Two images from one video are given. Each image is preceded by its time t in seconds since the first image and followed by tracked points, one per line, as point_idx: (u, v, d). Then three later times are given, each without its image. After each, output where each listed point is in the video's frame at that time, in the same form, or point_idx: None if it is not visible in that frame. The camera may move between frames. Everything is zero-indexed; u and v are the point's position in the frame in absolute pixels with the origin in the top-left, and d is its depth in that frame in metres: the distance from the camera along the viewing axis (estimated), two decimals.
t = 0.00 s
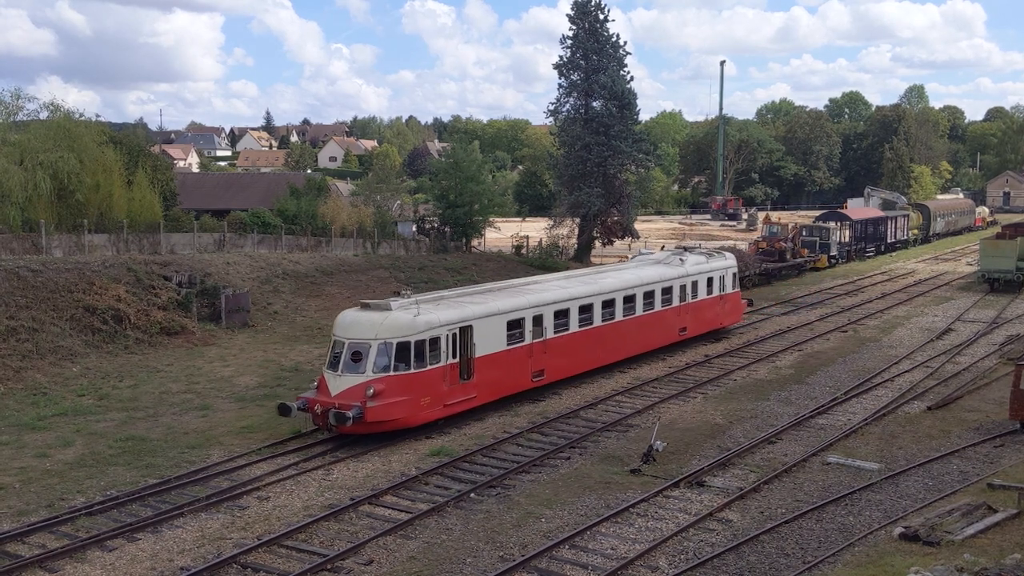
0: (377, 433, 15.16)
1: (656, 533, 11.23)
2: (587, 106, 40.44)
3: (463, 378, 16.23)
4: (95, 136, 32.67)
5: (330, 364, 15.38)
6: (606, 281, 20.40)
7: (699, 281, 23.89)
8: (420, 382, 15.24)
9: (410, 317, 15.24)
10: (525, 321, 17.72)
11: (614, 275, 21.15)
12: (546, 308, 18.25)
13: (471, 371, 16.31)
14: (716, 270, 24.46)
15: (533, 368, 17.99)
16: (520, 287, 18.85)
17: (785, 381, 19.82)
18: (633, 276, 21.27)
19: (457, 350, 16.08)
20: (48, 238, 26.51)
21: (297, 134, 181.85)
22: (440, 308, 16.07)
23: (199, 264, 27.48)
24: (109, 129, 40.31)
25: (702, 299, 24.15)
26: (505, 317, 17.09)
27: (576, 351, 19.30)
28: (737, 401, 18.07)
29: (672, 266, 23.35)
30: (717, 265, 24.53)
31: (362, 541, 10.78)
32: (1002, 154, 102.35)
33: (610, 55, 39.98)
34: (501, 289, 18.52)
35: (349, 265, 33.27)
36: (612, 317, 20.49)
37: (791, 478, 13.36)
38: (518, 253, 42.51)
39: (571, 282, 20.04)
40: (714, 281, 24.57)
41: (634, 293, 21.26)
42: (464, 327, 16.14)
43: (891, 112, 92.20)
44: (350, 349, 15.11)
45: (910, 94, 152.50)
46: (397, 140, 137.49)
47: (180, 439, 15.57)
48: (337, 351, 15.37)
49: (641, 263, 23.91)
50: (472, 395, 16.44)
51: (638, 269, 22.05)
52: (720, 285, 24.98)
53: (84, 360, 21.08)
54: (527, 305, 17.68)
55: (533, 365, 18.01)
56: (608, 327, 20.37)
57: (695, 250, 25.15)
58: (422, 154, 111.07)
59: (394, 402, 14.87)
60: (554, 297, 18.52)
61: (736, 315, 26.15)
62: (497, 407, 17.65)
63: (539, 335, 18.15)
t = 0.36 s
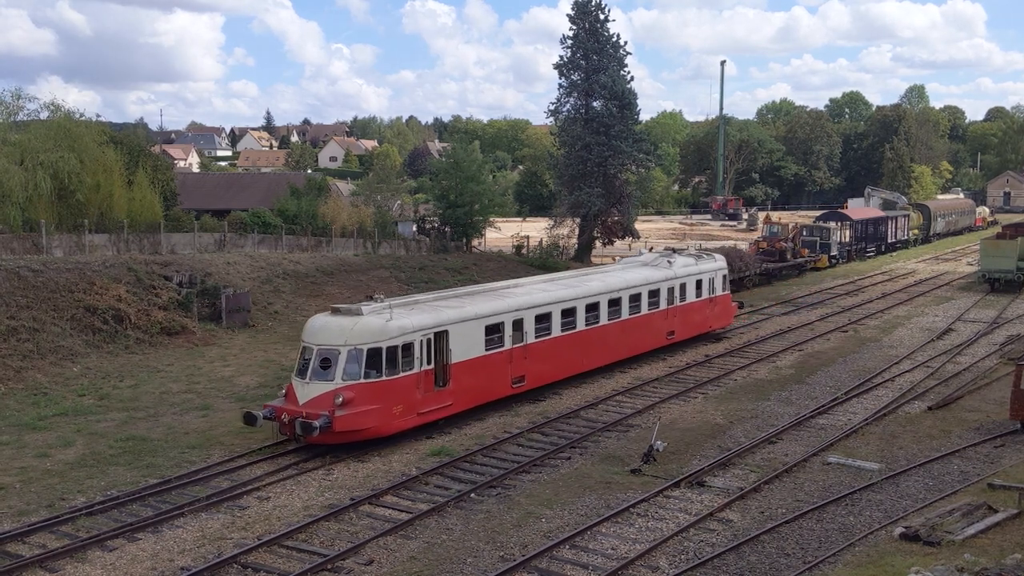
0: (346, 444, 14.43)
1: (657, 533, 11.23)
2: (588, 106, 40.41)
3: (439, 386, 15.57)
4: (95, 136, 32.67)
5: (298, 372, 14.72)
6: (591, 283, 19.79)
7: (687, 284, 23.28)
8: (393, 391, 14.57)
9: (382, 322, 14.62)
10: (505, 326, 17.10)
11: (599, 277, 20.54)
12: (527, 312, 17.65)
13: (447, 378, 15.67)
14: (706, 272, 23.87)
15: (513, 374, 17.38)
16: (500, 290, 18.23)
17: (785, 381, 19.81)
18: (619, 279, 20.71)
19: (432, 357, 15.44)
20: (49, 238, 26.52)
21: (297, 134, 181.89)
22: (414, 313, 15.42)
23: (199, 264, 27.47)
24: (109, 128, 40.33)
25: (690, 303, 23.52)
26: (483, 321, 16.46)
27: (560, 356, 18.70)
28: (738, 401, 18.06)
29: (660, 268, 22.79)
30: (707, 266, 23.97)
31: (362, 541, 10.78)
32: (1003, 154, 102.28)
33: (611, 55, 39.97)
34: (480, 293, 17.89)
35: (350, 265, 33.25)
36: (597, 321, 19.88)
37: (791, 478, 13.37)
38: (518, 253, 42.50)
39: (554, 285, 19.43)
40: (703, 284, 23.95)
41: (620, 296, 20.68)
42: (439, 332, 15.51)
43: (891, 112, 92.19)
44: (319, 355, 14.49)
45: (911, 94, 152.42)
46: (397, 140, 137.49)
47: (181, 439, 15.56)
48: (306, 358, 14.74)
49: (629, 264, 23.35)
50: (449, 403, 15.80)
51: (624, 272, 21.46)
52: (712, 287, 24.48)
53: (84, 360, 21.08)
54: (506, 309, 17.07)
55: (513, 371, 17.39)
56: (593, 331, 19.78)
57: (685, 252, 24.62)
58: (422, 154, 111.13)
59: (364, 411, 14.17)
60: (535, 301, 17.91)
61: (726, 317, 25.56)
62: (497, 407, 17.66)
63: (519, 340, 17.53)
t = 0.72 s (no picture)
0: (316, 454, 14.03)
1: (656, 533, 11.23)
2: (588, 106, 40.38)
3: (414, 393, 15.10)
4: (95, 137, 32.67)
5: (267, 379, 14.30)
6: (575, 287, 19.35)
7: (675, 286, 22.94)
8: (364, 398, 14.10)
9: (353, 327, 14.14)
10: (484, 331, 16.63)
11: (584, 280, 20.10)
12: (507, 316, 17.19)
13: (423, 385, 15.20)
14: (694, 275, 23.54)
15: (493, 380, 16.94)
16: (480, 294, 17.77)
17: (786, 381, 19.81)
18: (604, 281, 20.28)
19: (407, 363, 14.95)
20: (49, 238, 26.52)
21: (297, 134, 181.89)
22: (388, 318, 14.94)
23: (200, 264, 27.46)
24: (110, 129, 40.36)
25: (677, 306, 23.16)
26: (461, 326, 15.99)
27: (542, 361, 18.29)
28: (738, 401, 18.07)
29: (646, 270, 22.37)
30: (695, 269, 23.61)
31: (362, 542, 10.78)
32: (1003, 154, 102.18)
33: (611, 55, 39.97)
34: (459, 297, 17.42)
35: (350, 265, 33.21)
36: (581, 325, 19.49)
37: (791, 478, 13.36)
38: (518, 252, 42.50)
39: (536, 287, 18.97)
40: (692, 287, 23.63)
41: (605, 299, 20.23)
42: (414, 337, 15.03)
43: (891, 112, 92.17)
44: (288, 362, 14.04)
45: (911, 94, 152.40)
46: (397, 141, 137.45)
47: (181, 439, 15.57)
48: (275, 364, 14.28)
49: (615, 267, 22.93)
50: (425, 410, 15.33)
51: (610, 275, 21.05)
52: (700, 290, 24.13)
53: (84, 360, 21.09)
54: (485, 313, 16.60)
55: (493, 376, 16.95)
56: (577, 335, 19.36)
57: (673, 254, 24.24)
58: (423, 154, 111.14)
59: (333, 420, 13.72)
60: (516, 305, 17.45)
61: (716, 320, 25.20)
62: (497, 407, 17.67)
63: (499, 346, 17.08)
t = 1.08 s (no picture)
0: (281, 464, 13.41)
1: (656, 533, 11.23)
2: (588, 106, 40.35)
3: (385, 402, 14.52)
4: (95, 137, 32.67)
5: (230, 388, 13.66)
6: (557, 290, 18.79)
7: (663, 289, 22.43)
8: (332, 408, 13.50)
9: (320, 333, 13.57)
10: (459, 336, 16.05)
11: (566, 283, 19.55)
12: (485, 321, 16.63)
13: (395, 394, 14.63)
14: (682, 277, 23.03)
15: (470, 388, 16.37)
16: (457, 298, 17.22)
17: (786, 381, 19.80)
18: (588, 284, 19.73)
19: (377, 370, 14.37)
20: (49, 238, 26.53)
21: (297, 134, 181.95)
22: (357, 323, 14.36)
23: (200, 264, 27.45)
24: (110, 129, 40.36)
25: (665, 308, 22.60)
26: (435, 331, 15.41)
27: (523, 367, 17.73)
28: (738, 401, 18.06)
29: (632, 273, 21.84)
30: (682, 271, 23.09)
31: (362, 542, 10.78)
32: (1003, 154, 102.07)
33: (611, 55, 39.97)
34: (435, 301, 16.84)
35: (350, 265, 33.18)
36: (563, 329, 18.93)
37: (791, 479, 13.36)
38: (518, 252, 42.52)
39: (516, 291, 18.41)
40: (679, 289, 23.10)
41: (589, 303, 19.68)
42: (385, 344, 14.45)
43: (891, 112, 92.15)
44: (251, 369, 13.44)
45: (911, 94, 152.38)
46: (397, 141, 137.43)
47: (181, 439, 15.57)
48: (238, 372, 13.65)
49: (600, 269, 22.40)
50: (398, 419, 14.74)
51: (594, 278, 20.51)
52: (688, 292, 23.63)
53: (84, 360, 21.10)
54: (461, 317, 16.03)
55: (470, 383, 16.38)
56: (559, 340, 18.78)
57: (661, 256, 23.74)
58: (423, 154, 111.17)
59: (297, 430, 13.09)
60: (495, 309, 16.89)
61: (704, 324, 24.66)
62: (497, 407, 17.68)
63: (477, 351, 16.52)
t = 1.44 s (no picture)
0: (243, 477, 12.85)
1: (656, 533, 11.22)
2: (588, 106, 40.33)
3: (354, 411, 13.98)
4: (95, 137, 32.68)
5: (190, 397, 13.05)
6: (538, 294, 18.22)
7: (650, 292, 21.86)
8: (297, 418, 12.96)
9: (283, 339, 13.01)
10: (434, 342, 15.48)
11: (549, 286, 19.01)
12: (462, 326, 16.07)
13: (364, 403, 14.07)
14: (670, 280, 22.45)
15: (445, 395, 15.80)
16: (434, 302, 16.65)
17: (786, 381, 19.80)
18: (571, 288, 19.17)
19: (345, 378, 13.81)
20: (49, 238, 26.56)
21: (297, 134, 182.00)
22: (324, 329, 13.78)
23: (200, 264, 27.45)
24: (110, 129, 40.38)
25: (652, 312, 22.00)
26: (408, 337, 14.84)
27: (502, 374, 17.15)
28: (738, 401, 18.05)
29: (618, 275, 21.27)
30: (670, 274, 22.50)
31: (362, 542, 10.78)
32: (1003, 154, 101.98)
33: (611, 55, 39.96)
34: (410, 304, 16.26)
35: (350, 266, 33.17)
36: (545, 333, 18.34)
37: (792, 479, 13.35)
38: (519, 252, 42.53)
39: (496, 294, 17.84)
40: (667, 292, 22.51)
41: (573, 306, 19.13)
42: (354, 350, 13.90)
43: (891, 112, 92.13)
44: (212, 378, 12.84)
45: (910, 93, 152.42)
46: (397, 141, 137.46)
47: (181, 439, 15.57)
48: (199, 381, 13.03)
49: (586, 272, 21.83)
50: (367, 429, 14.20)
51: (579, 281, 19.95)
52: (677, 295, 23.04)
53: (84, 360, 21.12)
54: (436, 322, 15.47)
55: (445, 390, 15.80)
56: (540, 345, 18.19)
57: (649, 259, 23.18)
58: (423, 154, 111.22)
59: (260, 441, 12.54)
60: (472, 314, 16.32)
61: (693, 328, 24.03)
62: (498, 407, 17.69)
63: (453, 357, 15.94)
